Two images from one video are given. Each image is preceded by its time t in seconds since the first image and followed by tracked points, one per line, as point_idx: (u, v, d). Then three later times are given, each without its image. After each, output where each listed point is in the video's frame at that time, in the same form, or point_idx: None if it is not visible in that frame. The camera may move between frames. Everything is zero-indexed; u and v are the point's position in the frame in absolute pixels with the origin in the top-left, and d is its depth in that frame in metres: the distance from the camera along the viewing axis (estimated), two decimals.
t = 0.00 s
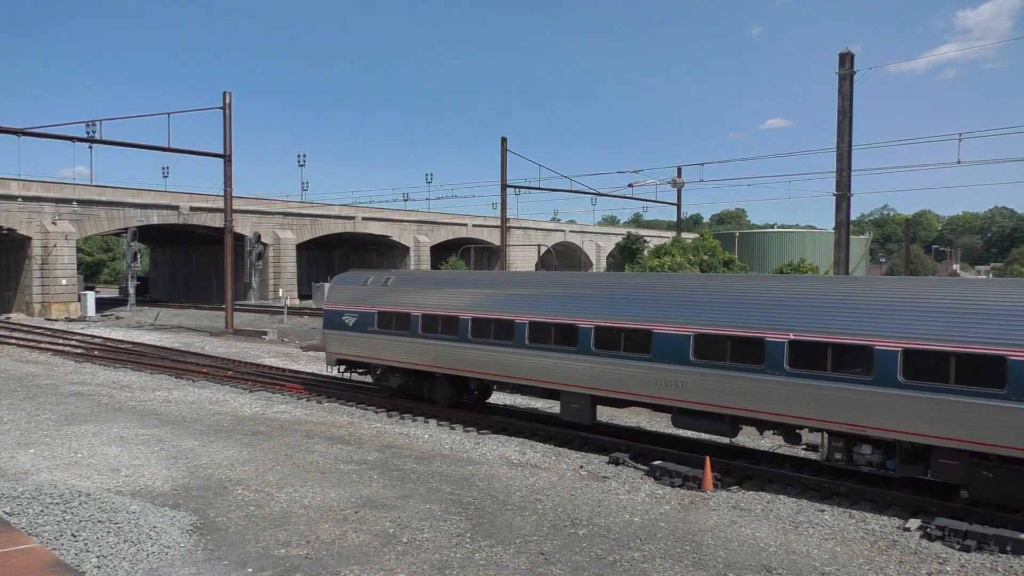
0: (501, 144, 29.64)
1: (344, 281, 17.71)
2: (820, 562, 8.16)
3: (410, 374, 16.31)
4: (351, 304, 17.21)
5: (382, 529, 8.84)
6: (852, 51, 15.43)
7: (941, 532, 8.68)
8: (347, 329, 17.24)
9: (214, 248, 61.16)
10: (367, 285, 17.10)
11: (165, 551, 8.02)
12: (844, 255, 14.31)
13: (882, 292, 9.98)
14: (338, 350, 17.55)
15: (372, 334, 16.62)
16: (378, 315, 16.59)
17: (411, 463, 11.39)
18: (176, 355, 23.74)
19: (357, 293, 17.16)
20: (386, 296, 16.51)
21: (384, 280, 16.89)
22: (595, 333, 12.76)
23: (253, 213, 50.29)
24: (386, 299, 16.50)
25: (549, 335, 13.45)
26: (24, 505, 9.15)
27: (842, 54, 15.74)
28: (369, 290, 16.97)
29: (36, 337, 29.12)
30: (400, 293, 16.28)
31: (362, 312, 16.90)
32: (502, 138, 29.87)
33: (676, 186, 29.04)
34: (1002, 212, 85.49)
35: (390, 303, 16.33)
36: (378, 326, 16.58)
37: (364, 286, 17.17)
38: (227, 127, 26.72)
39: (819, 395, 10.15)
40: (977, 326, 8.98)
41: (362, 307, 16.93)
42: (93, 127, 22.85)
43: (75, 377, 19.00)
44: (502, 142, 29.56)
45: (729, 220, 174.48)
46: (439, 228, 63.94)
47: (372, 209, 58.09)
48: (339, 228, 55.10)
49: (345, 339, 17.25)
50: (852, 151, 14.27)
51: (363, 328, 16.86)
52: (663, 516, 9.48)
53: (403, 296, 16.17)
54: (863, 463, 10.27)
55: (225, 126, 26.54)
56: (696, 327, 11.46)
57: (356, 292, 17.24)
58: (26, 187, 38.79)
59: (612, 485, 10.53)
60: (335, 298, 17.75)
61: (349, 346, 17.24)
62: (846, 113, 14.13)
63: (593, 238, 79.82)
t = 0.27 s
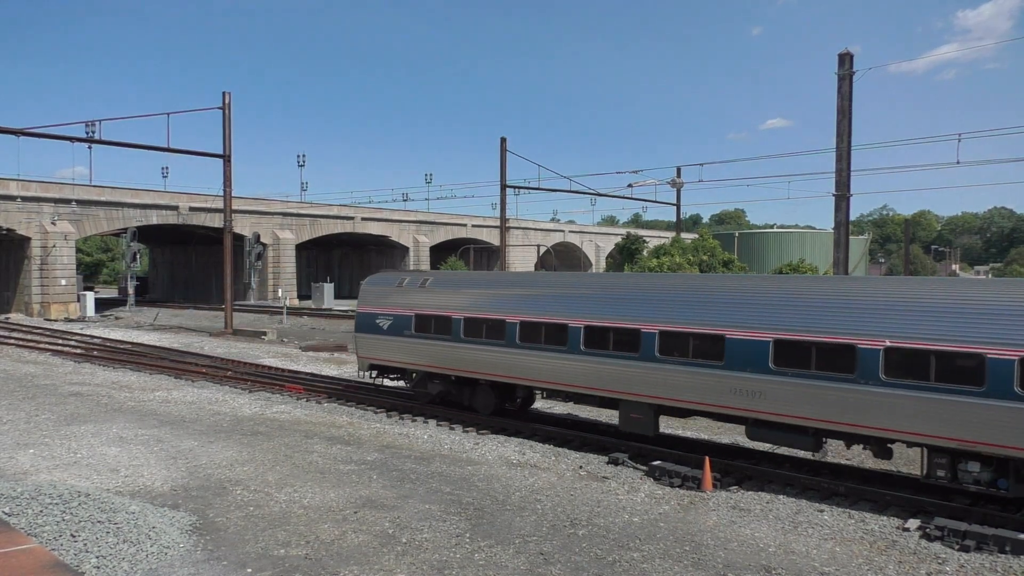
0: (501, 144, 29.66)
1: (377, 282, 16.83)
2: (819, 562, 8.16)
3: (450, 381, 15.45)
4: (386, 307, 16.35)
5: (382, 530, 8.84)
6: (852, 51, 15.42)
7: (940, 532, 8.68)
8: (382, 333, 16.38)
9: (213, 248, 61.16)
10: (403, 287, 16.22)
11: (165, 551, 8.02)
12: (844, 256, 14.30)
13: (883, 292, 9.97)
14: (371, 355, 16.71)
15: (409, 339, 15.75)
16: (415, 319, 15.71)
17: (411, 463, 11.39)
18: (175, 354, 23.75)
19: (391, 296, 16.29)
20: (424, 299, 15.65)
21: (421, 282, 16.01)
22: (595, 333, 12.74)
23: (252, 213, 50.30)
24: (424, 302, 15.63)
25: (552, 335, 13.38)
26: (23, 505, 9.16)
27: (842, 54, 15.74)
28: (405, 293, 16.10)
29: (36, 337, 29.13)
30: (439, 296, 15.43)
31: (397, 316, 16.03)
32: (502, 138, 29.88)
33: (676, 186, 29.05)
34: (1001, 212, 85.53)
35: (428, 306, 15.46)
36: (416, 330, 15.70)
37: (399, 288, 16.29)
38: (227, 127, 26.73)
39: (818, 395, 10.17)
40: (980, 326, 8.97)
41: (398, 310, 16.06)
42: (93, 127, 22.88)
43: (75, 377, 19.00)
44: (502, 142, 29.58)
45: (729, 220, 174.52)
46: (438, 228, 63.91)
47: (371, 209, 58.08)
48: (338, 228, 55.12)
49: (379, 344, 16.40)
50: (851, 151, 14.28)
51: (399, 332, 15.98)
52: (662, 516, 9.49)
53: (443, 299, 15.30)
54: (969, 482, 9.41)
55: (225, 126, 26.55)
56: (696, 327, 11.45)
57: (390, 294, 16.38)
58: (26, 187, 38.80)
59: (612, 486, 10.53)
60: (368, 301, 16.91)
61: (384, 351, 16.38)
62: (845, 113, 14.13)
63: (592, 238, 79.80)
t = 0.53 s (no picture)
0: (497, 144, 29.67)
1: (407, 283, 16.08)
2: (815, 561, 8.17)
3: (488, 387, 14.66)
4: (418, 309, 15.56)
5: (378, 530, 8.83)
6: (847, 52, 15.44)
7: (935, 531, 8.69)
8: (413, 336, 15.60)
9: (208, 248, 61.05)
10: (436, 288, 15.50)
11: (160, 552, 8.00)
12: (839, 256, 14.31)
13: (886, 291, 9.95)
14: (401, 360, 15.91)
15: (444, 343, 14.97)
16: (451, 321, 14.96)
17: (407, 463, 11.37)
18: (170, 355, 23.71)
19: (424, 297, 15.55)
20: (460, 300, 14.93)
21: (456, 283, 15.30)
22: (597, 334, 12.70)
23: (248, 213, 50.26)
24: (459, 304, 14.90)
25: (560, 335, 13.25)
26: (17, 506, 9.12)
27: (837, 54, 15.76)
28: (439, 294, 15.37)
29: (30, 337, 29.04)
30: (476, 298, 14.72)
31: (431, 318, 15.25)
32: (500, 138, 29.88)
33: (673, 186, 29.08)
34: (997, 212, 85.70)
35: (465, 308, 14.73)
36: (451, 333, 14.94)
37: (433, 289, 15.55)
38: (223, 127, 26.71)
39: (821, 396, 10.17)
40: (984, 326, 8.98)
41: (431, 312, 15.30)
42: (88, 127, 22.82)
43: (70, 378, 18.95)
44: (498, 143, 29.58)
45: (726, 220, 174.68)
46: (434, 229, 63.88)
47: (367, 209, 58.04)
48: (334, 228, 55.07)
49: (410, 347, 15.62)
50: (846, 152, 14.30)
51: (433, 335, 15.20)
52: (658, 516, 9.48)
53: (481, 300, 14.59)
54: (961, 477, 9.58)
55: (221, 126, 26.52)
56: (699, 327, 11.45)
57: (423, 295, 15.65)
58: (21, 187, 38.71)
59: (607, 486, 10.52)
60: (396, 303, 16.13)
61: (416, 356, 15.57)
62: (841, 114, 14.16)
63: (588, 238, 79.84)
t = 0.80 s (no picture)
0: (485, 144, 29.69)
1: (438, 285, 15.30)
2: (803, 559, 8.20)
3: (526, 394, 13.78)
4: (450, 311, 14.70)
5: (366, 531, 8.80)
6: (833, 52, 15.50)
7: (921, 528, 8.74)
8: (443, 340, 14.71)
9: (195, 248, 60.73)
10: (469, 290, 14.71)
11: (147, 555, 7.95)
12: (826, 256, 14.36)
13: (890, 291, 9.87)
14: (429, 365, 15.01)
15: (479, 347, 14.08)
16: (486, 324, 14.08)
17: (396, 464, 11.34)
18: (157, 355, 23.58)
19: (458, 299, 14.72)
20: (495, 302, 14.12)
21: (492, 284, 14.52)
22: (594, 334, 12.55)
23: (236, 213, 50.12)
24: (496, 306, 14.07)
25: (561, 336, 13.03)
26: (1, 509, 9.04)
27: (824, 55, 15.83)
28: (474, 296, 14.54)
29: (15, 338, 28.80)
30: (514, 299, 13.92)
31: (465, 321, 14.36)
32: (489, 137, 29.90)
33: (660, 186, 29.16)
34: (982, 213, 86.42)
35: (502, 311, 13.88)
36: (486, 337, 14.05)
37: (466, 290, 14.75)
38: (210, 127, 26.58)
39: (819, 396, 10.08)
40: (987, 326, 8.89)
41: (464, 314, 14.44)
42: (73, 126, 22.66)
43: (55, 379, 18.81)
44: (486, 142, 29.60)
45: (714, 220, 175.39)
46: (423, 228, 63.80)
47: (356, 209, 57.91)
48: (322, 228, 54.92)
49: (439, 351, 14.76)
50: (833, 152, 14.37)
51: (465, 339, 14.31)
52: (646, 515, 9.50)
53: (519, 302, 13.77)
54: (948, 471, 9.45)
55: (208, 126, 26.39)
56: (698, 327, 11.33)
57: (455, 297, 14.83)
58: (6, 186, 38.40)
59: (596, 485, 10.53)
60: (426, 306, 15.29)
61: (446, 361, 14.67)
62: (827, 114, 14.23)
63: (576, 238, 79.96)
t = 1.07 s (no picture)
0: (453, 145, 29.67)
1: (447, 287, 14.31)
2: (766, 555, 8.29)
3: (548, 402, 12.90)
4: (463, 315, 13.72)
5: (332, 533, 8.71)
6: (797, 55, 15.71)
7: (880, 523, 8.88)
8: (456, 345, 13.73)
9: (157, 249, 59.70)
10: (483, 292, 13.74)
11: (106, 561, 7.78)
12: (789, 257, 14.53)
13: (875, 290, 9.71)
14: (441, 372, 14.01)
15: (482, 352, 13.37)
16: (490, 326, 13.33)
17: (362, 466, 11.25)
18: (117, 357, 23.13)
19: (466, 300, 13.82)
20: (512, 304, 13.19)
21: (508, 286, 13.57)
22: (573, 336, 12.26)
23: (199, 213, 49.66)
24: (505, 308, 13.25)
25: (539, 337, 12.71)
26: None
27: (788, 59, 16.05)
28: (477, 298, 13.76)
29: None
30: (532, 300, 13.00)
31: (477, 323, 13.48)
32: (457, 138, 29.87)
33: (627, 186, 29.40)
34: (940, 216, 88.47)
35: (507, 314, 13.14)
36: (504, 341, 13.13)
37: (479, 293, 13.79)
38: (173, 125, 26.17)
39: (798, 396, 9.96)
40: (972, 326, 8.78)
41: (479, 317, 13.48)
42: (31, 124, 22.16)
43: (13, 383, 18.35)
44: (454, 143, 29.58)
45: (682, 222, 176.97)
46: (390, 228, 63.47)
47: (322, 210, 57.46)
48: (287, 228, 54.40)
49: (451, 357, 13.78)
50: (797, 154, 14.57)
51: (481, 344, 13.35)
52: (613, 514, 9.53)
53: (538, 303, 12.86)
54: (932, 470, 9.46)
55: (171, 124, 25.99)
56: (677, 328, 11.10)
57: (467, 299, 13.85)
58: None
59: (562, 485, 10.54)
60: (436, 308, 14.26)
61: (461, 368, 13.68)
62: (791, 117, 14.43)
63: (544, 239, 80.19)
